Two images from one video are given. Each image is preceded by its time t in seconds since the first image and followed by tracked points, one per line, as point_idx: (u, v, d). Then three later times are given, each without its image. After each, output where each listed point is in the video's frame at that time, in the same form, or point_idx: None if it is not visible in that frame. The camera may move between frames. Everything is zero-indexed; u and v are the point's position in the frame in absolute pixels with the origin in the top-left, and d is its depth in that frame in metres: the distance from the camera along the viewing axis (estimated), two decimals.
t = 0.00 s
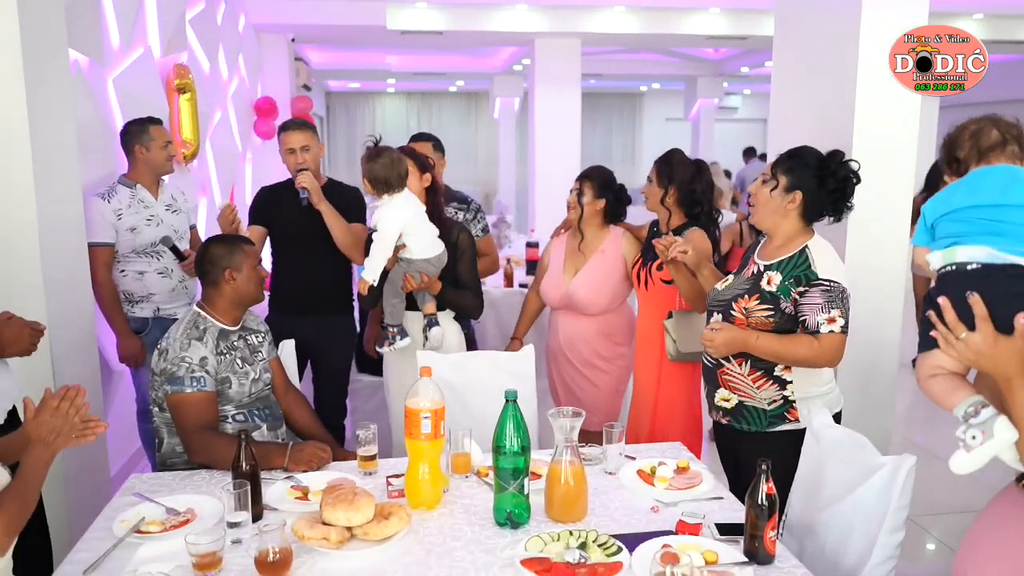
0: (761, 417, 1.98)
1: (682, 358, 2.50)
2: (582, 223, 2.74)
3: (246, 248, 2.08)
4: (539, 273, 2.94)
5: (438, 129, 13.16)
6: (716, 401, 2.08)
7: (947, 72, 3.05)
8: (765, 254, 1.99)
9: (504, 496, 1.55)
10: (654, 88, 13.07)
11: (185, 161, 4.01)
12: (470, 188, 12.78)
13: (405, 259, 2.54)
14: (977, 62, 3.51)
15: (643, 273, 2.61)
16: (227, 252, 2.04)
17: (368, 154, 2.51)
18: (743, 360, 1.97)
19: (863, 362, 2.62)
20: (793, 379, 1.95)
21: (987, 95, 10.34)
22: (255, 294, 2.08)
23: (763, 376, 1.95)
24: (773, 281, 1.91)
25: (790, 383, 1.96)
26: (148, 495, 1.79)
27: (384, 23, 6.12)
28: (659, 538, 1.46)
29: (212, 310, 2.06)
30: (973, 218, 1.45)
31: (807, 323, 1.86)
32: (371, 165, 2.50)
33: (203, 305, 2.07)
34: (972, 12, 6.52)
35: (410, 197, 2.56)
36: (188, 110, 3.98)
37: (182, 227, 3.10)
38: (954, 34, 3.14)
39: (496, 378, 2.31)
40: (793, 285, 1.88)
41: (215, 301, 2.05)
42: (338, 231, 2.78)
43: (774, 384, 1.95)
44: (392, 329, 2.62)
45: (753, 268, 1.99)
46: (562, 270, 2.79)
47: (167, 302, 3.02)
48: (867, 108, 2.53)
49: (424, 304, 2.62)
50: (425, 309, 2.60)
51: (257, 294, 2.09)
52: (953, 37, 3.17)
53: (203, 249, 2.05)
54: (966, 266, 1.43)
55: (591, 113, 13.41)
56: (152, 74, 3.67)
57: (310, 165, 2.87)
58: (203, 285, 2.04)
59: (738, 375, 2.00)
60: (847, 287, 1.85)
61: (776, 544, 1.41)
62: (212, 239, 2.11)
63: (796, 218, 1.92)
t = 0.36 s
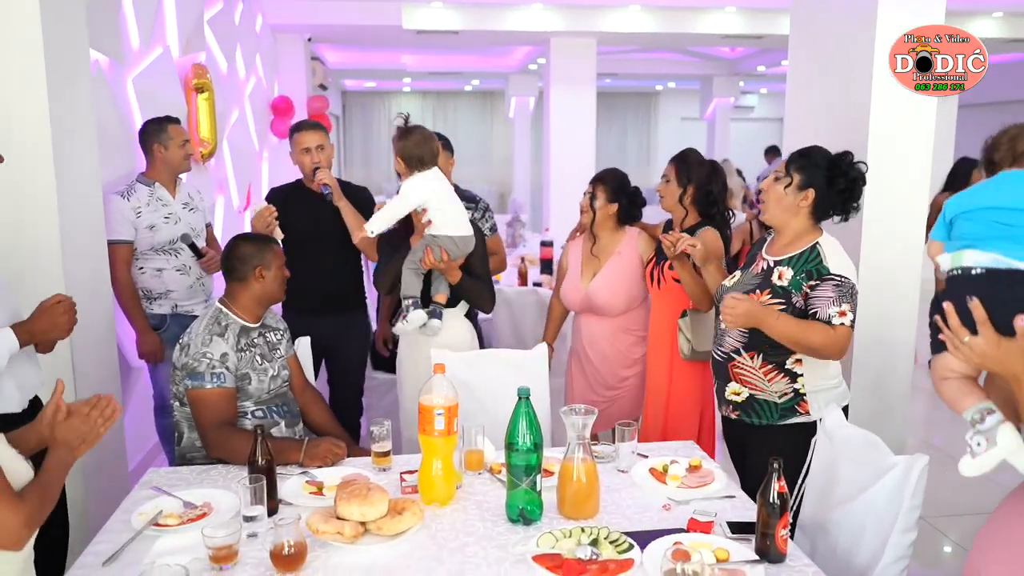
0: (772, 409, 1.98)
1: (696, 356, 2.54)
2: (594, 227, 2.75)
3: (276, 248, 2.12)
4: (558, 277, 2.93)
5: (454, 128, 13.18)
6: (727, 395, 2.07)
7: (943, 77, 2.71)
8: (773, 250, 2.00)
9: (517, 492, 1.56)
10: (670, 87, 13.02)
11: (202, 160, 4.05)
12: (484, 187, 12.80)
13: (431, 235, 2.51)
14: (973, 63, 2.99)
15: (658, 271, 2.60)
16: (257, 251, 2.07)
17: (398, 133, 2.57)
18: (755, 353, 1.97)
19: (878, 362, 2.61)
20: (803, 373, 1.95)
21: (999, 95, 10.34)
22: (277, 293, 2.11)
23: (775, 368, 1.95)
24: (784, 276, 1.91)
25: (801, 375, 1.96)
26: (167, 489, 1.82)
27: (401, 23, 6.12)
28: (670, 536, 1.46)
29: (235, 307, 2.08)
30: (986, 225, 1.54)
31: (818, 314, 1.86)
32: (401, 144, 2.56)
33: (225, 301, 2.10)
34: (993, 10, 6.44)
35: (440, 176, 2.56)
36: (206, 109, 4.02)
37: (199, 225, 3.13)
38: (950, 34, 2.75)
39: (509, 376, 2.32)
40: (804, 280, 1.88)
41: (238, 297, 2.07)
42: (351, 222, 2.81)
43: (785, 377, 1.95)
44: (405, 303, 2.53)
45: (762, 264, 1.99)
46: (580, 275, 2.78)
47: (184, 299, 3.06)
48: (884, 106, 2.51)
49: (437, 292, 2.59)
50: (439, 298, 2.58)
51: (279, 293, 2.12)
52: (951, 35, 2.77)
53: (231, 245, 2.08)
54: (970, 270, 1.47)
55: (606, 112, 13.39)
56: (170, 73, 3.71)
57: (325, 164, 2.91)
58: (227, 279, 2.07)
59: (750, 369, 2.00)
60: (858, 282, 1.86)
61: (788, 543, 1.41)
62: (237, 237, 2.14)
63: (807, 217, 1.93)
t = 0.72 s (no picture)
0: (779, 411, 1.98)
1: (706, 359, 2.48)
2: (599, 222, 2.74)
3: (288, 248, 2.12)
4: (559, 273, 2.93)
5: (465, 128, 13.19)
6: (734, 397, 2.06)
7: (940, 76, 2.41)
8: (784, 251, 1.99)
9: (525, 493, 1.56)
10: (681, 87, 12.97)
11: (213, 160, 4.06)
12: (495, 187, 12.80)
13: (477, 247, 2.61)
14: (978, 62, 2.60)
15: (670, 273, 2.60)
16: (270, 251, 2.07)
17: (448, 152, 2.64)
18: (762, 355, 1.97)
19: (890, 363, 2.59)
20: (811, 375, 1.94)
21: (1014, 94, 10.24)
22: (287, 293, 2.11)
23: (782, 371, 1.95)
24: (792, 277, 1.90)
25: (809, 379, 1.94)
26: (176, 487, 1.83)
27: (412, 23, 6.16)
28: (679, 538, 1.45)
29: (246, 307, 2.08)
30: (972, 205, 1.37)
31: (830, 317, 1.85)
32: (450, 163, 2.63)
33: (236, 301, 2.10)
34: (1008, 9, 6.37)
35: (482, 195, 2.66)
36: (217, 109, 4.04)
37: (209, 225, 3.14)
38: (952, 30, 2.48)
39: (518, 376, 2.31)
40: (814, 280, 1.87)
41: (250, 298, 2.07)
42: (356, 221, 2.87)
43: (793, 379, 1.94)
44: (434, 314, 2.58)
45: (770, 266, 1.98)
46: (581, 271, 2.77)
47: (195, 298, 3.07)
48: (898, 105, 2.48)
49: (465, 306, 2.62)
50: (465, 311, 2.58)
51: (289, 293, 2.11)
52: (954, 33, 2.48)
53: (243, 247, 2.09)
54: (953, 255, 1.38)
55: (617, 112, 13.36)
56: (181, 73, 3.73)
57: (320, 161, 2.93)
58: (239, 280, 2.07)
59: (758, 371, 1.99)
60: (868, 281, 1.86)
61: (797, 546, 1.40)
62: (248, 239, 2.14)
63: (814, 216, 1.93)
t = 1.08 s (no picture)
0: (796, 422, 1.95)
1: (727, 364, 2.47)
2: (598, 226, 2.72)
3: (294, 248, 2.10)
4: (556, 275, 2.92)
5: (474, 127, 13.18)
6: (748, 406, 2.05)
7: (940, 76, 2.41)
8: (810, 256, 1.94)
9: (537, 494, 1.55)
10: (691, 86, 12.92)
11: (224, 158, 4.07)
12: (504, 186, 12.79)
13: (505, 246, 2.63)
14: (976, 63, 2.48)
15: (678, 277, 2.58)
16: (274, 250, 2.07)
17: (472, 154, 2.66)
18: (778, 364, 1.94)
19: (904, 364, 2.57)
20: (828, 387, 1.90)
21: None
22: (294, 291, 2.09)
23: (798, 381, 1.91)
24: (818, 286, 1.86)
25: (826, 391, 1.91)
26: (187, 487, 1.82)
27: (421, 21, 6.14)
28: (692, 541, 1.44)
29: (256, 306, 2.08)
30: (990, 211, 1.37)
31: (851, 333, 1.81)
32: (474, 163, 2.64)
33: (246, 300, 2.10)
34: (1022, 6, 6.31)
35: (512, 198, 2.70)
36: (227, 108, 4.04)
37: (220, 223, 3.14)
38: (953, 30, 2.45)
39: (528, 376, 2.30)
40: (838, 293, 1.83)
41: (259, 297, 2.07)
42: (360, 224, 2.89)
43: (809, 391, 1.91)
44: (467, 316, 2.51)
45: (795, 270, 1.94)
46: (579, 276, 2.76)
47: (205, 297, 3.06)
48: (913, 104, 2.46)
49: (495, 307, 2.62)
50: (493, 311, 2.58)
51: (295, 291, 2.09)
52: (955, 32, 2.45)
53: (252, 246, 2.09)
54: (971, 264, 1.39)
55: (627, 110, 13.33)
56: (192, 72, 3.73)
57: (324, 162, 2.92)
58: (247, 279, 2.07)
59: (772, 381, 1.96)
60: (895, 300, 1.80)
61: (813, 549, 1.39)
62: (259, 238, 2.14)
63: (845, 220, 1.87)
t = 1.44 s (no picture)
0: (819, 438, 1.93)
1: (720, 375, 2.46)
2: (616, 225, 2.72)
3: (303, 248, 2.10)
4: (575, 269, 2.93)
5: (480, 126, 13.18)
6: (771, 419, 2.03)
7: (940, 76, 2.41)
8: (838, 262, 1.92)
9: (549, 493, 1.55)
10: (698, 85, 12.89)
11: (233, 157, 4.08)
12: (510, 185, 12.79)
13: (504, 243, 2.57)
14: (978, 62, 2.45)
15: (685, 284, 2.58)
16: (283, 249, 2.07)
17: (468, 155, 2.57)
18: (800, 378, 1.92)
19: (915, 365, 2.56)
20: (854, 401, 1.89)
21: None
22: (302, 290, 2.09)
23: (821, 395, 1.90)
24: (846, 296, 1.85)
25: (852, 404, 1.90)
26: (198, 484, 1.83)
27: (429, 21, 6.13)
28: (704, 540, 1.44)
29: (265, 304, 2.09)
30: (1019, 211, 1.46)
31: (892, 348, 1.81)
32: (473, 164, 2.56)
33: (257, 299, 2.10)
34: None
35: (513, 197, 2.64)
36: (236, 107, 4.06)
37: (230, 222, 3.14)
38: (953, 30, 2.46)
39: (537, 375, 2.30)
40: (872, 306, 1.82)
41: (268, 297, 2.08)
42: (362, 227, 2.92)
43: (833, 404, 1.90)
44: (472, 319, 2.59)
45: (823, 278, 1.93)
46: (591, 269, 2.77)
47: (215, 296, 3.07)
48: (922, 104, 2.46)
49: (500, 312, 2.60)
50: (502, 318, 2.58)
51: (303, 290, 2.09)
52: (955, 32, 2.46)
53: (264, 244, 2.09)
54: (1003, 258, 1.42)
55: (634, 110, 13.32)
56: (202, 71, 3.75)
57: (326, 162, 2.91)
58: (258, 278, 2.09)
59: (794, 394, 1.95)
60: (934, 310, 1.79)
61: (825, 549, 1.38)
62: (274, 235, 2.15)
63: (874, 226, 1.84)
